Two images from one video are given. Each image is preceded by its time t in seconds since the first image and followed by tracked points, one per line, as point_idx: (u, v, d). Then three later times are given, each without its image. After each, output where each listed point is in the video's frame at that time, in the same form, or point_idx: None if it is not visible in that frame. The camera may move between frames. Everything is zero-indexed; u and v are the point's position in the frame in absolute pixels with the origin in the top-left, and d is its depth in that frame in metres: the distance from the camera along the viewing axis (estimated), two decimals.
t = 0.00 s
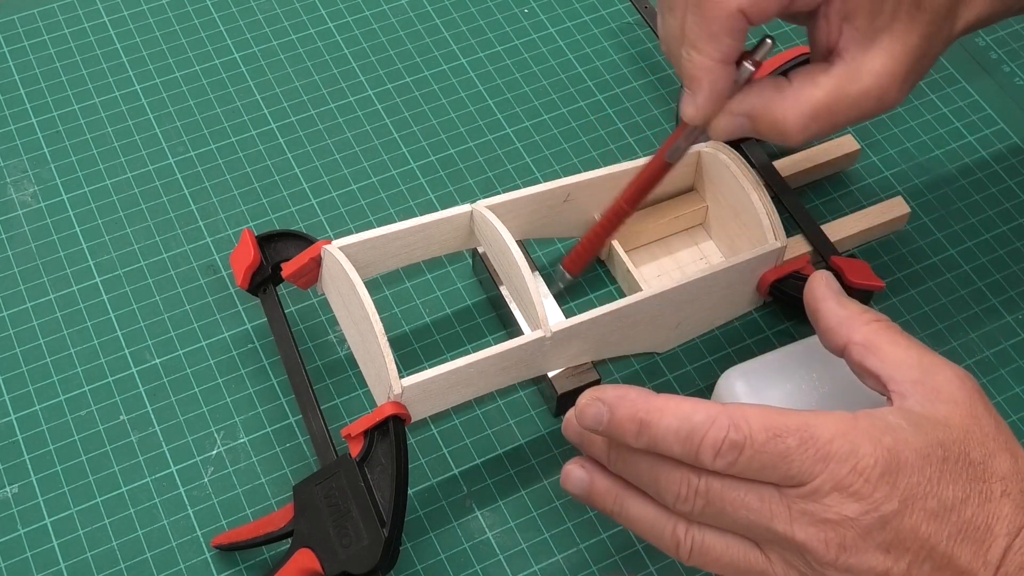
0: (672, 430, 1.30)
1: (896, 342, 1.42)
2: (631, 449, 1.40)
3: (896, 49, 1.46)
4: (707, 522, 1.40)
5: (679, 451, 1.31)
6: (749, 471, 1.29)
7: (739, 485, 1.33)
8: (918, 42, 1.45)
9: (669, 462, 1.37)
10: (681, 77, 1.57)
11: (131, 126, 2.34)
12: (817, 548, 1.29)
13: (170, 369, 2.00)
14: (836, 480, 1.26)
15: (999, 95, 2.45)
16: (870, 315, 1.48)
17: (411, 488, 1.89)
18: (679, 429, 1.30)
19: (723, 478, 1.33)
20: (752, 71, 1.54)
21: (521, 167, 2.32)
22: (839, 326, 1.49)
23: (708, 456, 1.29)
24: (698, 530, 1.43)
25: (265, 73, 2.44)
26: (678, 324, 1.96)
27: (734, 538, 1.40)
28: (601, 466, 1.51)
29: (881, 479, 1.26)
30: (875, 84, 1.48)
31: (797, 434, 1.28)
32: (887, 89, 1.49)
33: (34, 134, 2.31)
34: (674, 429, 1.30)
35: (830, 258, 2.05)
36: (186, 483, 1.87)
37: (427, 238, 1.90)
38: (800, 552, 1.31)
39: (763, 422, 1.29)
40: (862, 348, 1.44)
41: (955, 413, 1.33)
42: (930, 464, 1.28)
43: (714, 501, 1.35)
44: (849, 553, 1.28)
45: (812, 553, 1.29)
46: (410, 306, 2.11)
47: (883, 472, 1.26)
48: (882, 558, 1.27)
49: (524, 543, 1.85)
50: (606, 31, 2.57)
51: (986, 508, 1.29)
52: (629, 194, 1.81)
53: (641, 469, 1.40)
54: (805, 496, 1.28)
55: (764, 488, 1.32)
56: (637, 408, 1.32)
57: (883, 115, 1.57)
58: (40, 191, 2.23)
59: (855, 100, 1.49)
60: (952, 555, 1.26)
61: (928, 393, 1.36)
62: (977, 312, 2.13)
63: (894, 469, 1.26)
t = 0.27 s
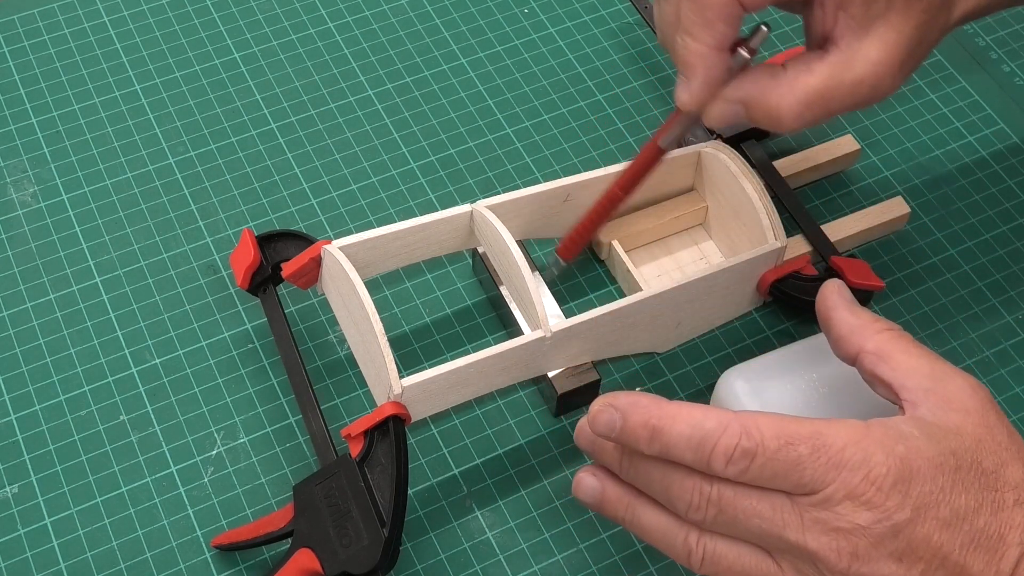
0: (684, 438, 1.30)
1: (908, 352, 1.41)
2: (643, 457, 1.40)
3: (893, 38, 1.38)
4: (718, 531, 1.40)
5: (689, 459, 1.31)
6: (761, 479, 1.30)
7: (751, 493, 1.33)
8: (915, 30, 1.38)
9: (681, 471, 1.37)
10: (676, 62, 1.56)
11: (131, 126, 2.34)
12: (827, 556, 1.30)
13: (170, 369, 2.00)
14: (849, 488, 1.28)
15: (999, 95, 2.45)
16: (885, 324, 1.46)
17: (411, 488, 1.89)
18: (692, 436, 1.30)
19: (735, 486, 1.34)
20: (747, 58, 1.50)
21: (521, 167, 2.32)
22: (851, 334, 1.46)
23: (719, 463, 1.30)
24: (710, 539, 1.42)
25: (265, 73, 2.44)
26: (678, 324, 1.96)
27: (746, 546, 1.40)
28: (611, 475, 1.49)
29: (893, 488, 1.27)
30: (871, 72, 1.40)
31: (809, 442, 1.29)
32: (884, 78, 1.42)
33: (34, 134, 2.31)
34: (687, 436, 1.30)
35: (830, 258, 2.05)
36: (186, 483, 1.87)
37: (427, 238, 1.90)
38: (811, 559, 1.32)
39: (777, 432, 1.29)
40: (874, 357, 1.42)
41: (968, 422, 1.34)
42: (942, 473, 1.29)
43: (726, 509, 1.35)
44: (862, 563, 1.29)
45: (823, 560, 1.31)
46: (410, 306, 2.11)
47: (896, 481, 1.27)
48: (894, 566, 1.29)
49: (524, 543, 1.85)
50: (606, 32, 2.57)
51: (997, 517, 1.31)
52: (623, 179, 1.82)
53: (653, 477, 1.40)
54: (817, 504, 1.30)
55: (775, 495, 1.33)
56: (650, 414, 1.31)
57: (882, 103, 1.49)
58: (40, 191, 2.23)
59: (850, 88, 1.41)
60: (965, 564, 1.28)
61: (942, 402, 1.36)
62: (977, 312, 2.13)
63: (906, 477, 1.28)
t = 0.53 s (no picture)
0: (687, 438, 1.29)
1: (910, 352, 1.40)
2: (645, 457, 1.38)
3: (891, 21, 1.32)
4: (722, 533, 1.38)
5: (692, 460, 1.30)
6: (764, 480, 1.28)
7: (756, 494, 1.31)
8: (913, 17, 1.32)
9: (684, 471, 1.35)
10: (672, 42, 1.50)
11: (131, 126, 2.34)
12: (829, 557, 1.28)
13: (170, 370, 2.00)
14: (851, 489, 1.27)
15: (999, 95, 2.45)
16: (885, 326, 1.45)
17: (411, 488, 1.89)
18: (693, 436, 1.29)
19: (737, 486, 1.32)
20: (745, 39, 1.47)
21: (521, 167, 2.32)
22: (854, 335, 1.45)
23: (722, 464, 1.28)
24: (712, 541, 1.40)
25: (265, 73, 2.44)
26: (678, 324, 1.96)
27: (748, 548, 1.38)
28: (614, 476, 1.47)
29: (897, 490, 1.26)
30: (869, 55, 1.34)
31: (812, 443, 1.27)
32: (880, 63, 1.35)
33: (34, 134, 2.31)
34: (689, 436, 1.29)
35: (830, 258, 2.05)
36: (186, 483, 1.87)
37: (427, 238, 1.90)
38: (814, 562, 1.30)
39: (781, 433, 1.28)
40: (878, 357, 1.41)
41: (972, 424, 1.33)
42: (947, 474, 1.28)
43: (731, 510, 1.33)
44: (866, 565, 1.27)
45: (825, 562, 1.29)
46: (410, 306, 2.11)
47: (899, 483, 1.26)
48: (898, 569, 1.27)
49: (524, 543, 1.85)
50: (606, 31, 2.57)
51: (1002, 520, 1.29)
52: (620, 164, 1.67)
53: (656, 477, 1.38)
54: (821, 505, 1.28)
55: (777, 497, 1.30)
56: (651, 415, 1.30)
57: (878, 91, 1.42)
58: (40, 191, 2.23)
59: (846, 73, 1.35)
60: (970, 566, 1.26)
61: (945, 404, 1.35)
62: (977, 312, 2.13)
63: (911, 478, 1.27)
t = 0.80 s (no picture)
0: (767, 407, 1.30)
1: (999, 379, 1.43)
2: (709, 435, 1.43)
3: None
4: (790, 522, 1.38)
5: (770, 427, 1.32)
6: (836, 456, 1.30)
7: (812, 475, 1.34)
8: None
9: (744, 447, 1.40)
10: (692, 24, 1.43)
11: (131, 126, 2.34)
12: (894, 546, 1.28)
13: (170, 369, 2.00)
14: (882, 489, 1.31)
15: (999, 95, 2.45)
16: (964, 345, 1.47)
17: (411, 488, 1.89)
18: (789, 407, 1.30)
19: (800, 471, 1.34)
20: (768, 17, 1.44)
21: (521, 167, 2.32)
22: (786, 411, 1.30)
23: (801, 434, 1.30)
24: (775, 532, 1.46)
25: (265, 73, 2.44)
26: (678, 324, 1.96)
27: (812, 540, 1.41)
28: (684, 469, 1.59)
29: (961, 482, 1.28)
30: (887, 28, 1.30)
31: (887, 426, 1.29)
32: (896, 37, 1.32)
33: (34, 134, 2.31)
34: (772, 405, 1.30)
35: (830, 258, 2.05)
36: (186, 483, 1.87)
37: (427, 238, 1.90)
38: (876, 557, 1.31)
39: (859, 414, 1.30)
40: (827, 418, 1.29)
41: None
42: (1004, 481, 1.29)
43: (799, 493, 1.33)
44: (925, 552, 1.27)
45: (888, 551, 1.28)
46: (410, 306, 2.11)
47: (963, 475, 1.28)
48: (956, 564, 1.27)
49: (524, 543, 1.85)
50: (606, 31, 2.57)
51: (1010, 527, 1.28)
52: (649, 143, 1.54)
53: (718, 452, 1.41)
54: (887, 490, 1.30)
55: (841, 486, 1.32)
56: (739, 380, 1.32)
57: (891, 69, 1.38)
58: (40, 191, 2.23)
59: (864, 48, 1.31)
60: None
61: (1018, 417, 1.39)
62: (977, 312, 2.13)
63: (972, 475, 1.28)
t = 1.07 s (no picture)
0: (777, 397, 1.51)
1: (988, 386, 1.74)
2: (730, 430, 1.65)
3: None
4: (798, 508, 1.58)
5: (781, 416, 1.52)
6: (844, 442, 1.50)
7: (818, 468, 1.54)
8: None
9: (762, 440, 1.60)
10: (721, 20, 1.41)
11: (131, 126, 2.34)
12: (897, 525, 1.48)
13: (170, 370, 2.00)
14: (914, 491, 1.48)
15: (999, 95, 2.45)
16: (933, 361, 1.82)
17: (410, 488, 1.89)
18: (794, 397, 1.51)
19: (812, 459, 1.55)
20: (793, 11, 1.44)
21: (521, 167, 2.32)
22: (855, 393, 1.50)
23: (810, 421, 1.50)
24: (786, 518, 1.63)
25: (265, 73, 2.44)
26: (678, 324, 1.96)
27: (822, 528, 1.59)
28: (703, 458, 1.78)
29: (966, 467, 1.48)
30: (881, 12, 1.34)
31: (893, 415, 1.49)
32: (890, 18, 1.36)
33: (34, 134, 2.31)
34: (782, 394, 1.51)
35: (830, 258, 2.05)
36: (186, 483, 1.87)
37: (427, 238, 1.90)
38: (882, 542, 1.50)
39: (866, 402, 1.50)
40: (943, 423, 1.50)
41: None
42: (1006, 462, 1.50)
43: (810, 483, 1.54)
44: (929, 534, 1.47)
45: (892, 530, 1.48)
46: (410, 306, 2.11)
47: (967, 460, 1.48)
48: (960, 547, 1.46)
49: (524, 543, 1.85)
50: (606, 31, 2.57)
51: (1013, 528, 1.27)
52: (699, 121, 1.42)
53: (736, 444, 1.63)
54: (894, 475, 1.50)
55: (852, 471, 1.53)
56: (749, 372, 1.53)
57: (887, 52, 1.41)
58: (40, 191, 2.23)
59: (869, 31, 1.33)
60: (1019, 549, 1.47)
61: None
62: (977, 312, 2.13)
63: (977, 461, 1.48)
